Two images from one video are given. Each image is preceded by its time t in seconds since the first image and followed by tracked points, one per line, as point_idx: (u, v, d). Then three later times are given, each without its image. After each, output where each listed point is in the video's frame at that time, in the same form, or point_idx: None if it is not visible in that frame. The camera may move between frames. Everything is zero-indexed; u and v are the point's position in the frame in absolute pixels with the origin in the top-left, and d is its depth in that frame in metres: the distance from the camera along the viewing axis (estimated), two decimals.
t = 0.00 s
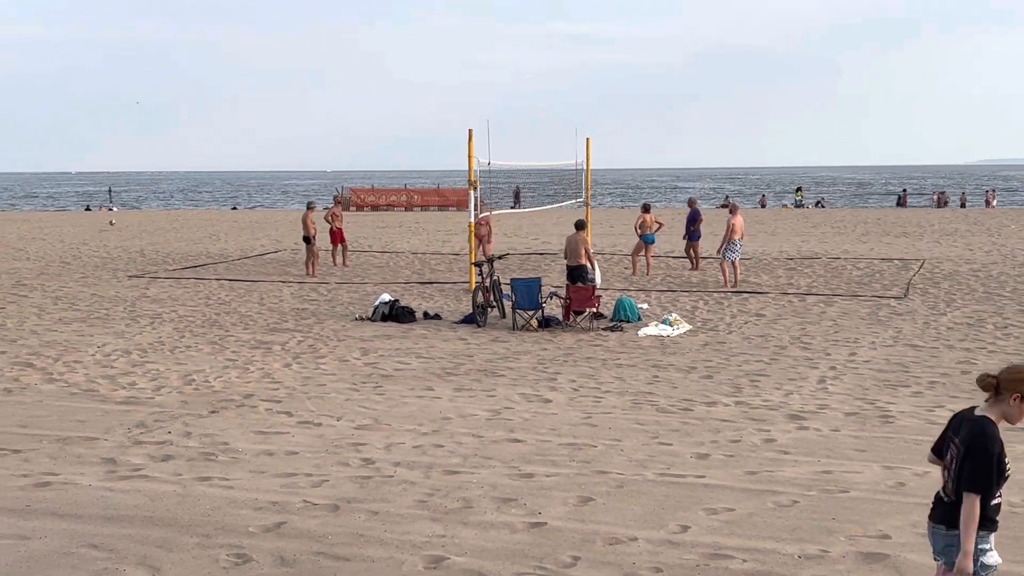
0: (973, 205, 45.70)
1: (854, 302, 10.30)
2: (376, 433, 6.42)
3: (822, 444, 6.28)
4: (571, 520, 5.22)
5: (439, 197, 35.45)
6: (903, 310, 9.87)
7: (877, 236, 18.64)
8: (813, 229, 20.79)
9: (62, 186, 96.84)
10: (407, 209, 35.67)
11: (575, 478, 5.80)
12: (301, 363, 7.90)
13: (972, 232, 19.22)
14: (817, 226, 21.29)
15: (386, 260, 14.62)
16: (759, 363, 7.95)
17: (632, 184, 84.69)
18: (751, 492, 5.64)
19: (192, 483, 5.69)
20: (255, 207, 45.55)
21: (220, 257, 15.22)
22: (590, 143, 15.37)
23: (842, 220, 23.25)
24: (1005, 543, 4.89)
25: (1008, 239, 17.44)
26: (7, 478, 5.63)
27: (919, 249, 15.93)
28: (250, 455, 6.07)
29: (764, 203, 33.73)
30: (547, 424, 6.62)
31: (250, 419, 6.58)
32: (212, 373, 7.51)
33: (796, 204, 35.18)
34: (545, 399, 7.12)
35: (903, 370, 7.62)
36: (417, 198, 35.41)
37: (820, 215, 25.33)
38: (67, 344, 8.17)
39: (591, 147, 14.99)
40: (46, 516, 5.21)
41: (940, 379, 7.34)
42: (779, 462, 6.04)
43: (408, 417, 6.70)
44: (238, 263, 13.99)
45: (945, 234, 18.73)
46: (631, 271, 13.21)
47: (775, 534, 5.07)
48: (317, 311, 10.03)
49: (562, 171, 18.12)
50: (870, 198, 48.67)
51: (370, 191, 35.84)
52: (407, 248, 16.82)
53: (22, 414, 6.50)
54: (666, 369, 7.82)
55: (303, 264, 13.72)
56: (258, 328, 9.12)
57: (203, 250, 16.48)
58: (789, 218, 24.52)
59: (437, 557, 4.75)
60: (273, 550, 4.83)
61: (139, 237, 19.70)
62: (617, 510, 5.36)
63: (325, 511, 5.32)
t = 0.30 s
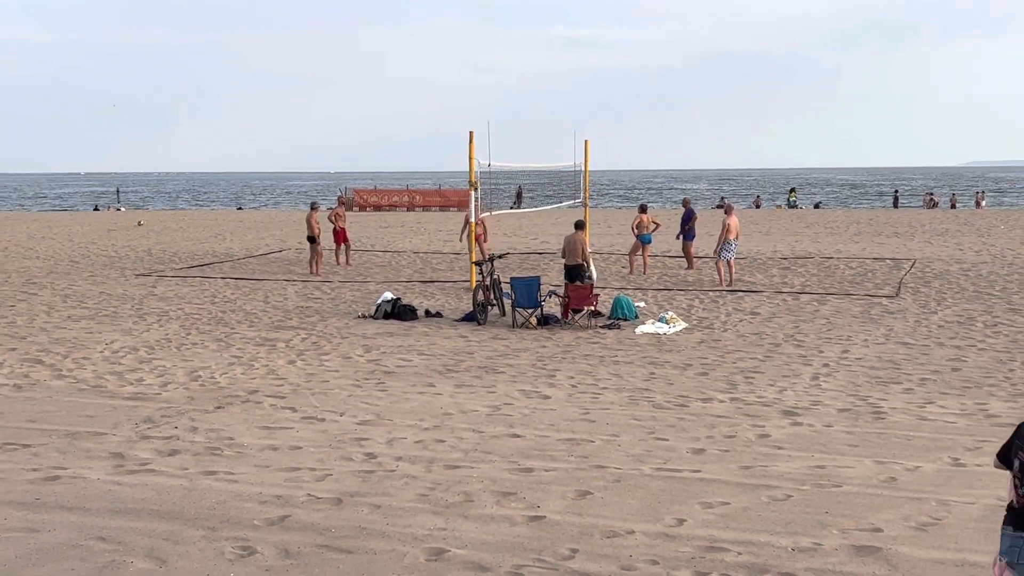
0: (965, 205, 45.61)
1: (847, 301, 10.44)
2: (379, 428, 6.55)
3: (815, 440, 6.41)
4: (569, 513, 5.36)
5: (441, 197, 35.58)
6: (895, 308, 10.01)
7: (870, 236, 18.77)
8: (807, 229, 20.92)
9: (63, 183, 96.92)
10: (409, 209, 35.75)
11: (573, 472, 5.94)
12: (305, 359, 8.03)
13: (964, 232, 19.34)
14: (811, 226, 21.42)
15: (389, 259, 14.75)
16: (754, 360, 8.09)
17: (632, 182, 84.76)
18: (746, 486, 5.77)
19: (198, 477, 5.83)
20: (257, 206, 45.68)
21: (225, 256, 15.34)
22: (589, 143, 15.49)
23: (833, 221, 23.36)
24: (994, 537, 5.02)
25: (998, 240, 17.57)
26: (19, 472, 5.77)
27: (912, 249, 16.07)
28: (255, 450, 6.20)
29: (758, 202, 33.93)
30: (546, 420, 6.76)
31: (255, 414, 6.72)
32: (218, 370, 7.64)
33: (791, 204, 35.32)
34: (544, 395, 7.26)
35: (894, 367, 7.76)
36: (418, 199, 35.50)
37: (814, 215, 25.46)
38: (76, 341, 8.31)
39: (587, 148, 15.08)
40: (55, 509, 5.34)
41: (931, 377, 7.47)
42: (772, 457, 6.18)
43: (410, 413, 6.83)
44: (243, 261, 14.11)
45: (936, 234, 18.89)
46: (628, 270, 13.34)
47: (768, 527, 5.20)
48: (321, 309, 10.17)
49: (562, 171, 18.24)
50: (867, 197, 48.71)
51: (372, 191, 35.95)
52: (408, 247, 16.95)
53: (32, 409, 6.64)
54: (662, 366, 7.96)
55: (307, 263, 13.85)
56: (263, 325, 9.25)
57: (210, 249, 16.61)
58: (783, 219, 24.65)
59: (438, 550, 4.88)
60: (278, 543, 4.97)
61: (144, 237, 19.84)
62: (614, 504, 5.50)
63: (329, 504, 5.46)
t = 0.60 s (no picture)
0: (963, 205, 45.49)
1: (845, 302, 10.49)
2: (380, 428, 6.60)
3: (813, 440, 6.46)
4: (569, 513, 5.41)
5: (442, 198, 35.67)
6: (892, 309, 10.06)
7: (869, 238, 18.80)
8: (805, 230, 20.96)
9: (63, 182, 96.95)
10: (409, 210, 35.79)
11: (573, 471, 5.98)
12: (306, 359, 8.07)
13: (963, 234, 19.37)
14: (808, 228, 21.48)
15: (390, 260, 14.80)
16: (752, 360, 8.13)
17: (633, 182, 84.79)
18: (744, 486, 5.82)
19: (201, 476, 5.87)
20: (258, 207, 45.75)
21: (228, 256, 15.41)
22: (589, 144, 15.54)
23: (831, 222, 23.39)
24: (990, 537, 5.07)
25: (997, 241, 17.60)
26: (22, 471, 5.81)
27: (911, 250, 16.10)
28: (257, 450, 6.25)
29: (757, 202, 33.96)
30: (546, 420, 6.80)
31: (257, 414, 6.76)
32: (220, 369, 7.68)
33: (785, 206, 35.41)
34: (544, 395, 7.30)
35: (891, 368, 7.81)
36: (419, 200, 35.56)
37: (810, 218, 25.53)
38: (79, 341, 8.36)
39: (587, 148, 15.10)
40: (58, 508, 5.39)
41: (928, 377, 7.52)
42: (771, 457, 6.23)
43: (411, 413, 6.88)
44: (245, 262, 14.16)
45: (930, 236, 18.97)
46: (628, 271, 13.38)
47: (766, 526, 5.25)
48: (322, 309, 10.21)
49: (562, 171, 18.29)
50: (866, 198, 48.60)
51: (373, 192, 36.02)
52: (408, 248, 17.00)
53: (35, 409, 6.68)
54: (661, 366, 8.00)
55: (309, 264, 13.90)
56: (265, 325, 9.30)
57: (212, 250, 16.68)
58: (784, 220, 24.67)
59: (439, 549, 4.93)
60: (280, 542, 5.01)
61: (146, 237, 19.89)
62: (613, 503, 5.55)
63: (330, 504, 5.50)
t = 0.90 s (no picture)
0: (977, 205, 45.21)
1: (858, 304, 10.21)
2: (374, 436, 6.34)
3: (826, 448, 6.20)
4: (571, 524, 5.14)
5: (438, 195, 35.41)
6: (908, 312, 9.78)
7: (882, 238, 18.49)
8: (816, 230, 20.64)
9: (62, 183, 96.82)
10: (406, 208, 35.45)
11: (575, 481, 5.72)
12: (298, 364, 7.82)
13: (980, 234, 19.06)
14: (820, 228, 21.17)
15: (385, 261, 14.53)
16: (762, 365, 7.87)
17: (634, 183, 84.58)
18: (754, 496, 5.56)
19: (188, 486, 5.61)
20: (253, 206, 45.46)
21: (218, 257, 15.14)
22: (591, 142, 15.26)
23: (846, 222, 23.07)
24: (1014, 550, 4.81)
25: (1014, 242, 17.29)
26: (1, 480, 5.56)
27: (925, 251, 15.80)
28: (246, 458, 5.99)
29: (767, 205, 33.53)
30: (547, 427, 6.54)
31: (246, 421, 6.50)
32: (208, 375, 7.43)
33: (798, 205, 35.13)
34: (545, 401, 7.04)
35: (907, 374, 7.54)
36: (416, 197, 35.24)
37: (826, 217, 25.21)
38: (61, 345, 8.10)
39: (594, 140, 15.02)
40: (39, 518, 5.13)
41: (945, 383, 7.25)
42: (782, 467, 5.96)
43: (407, 420, 6.62)
44: (234, 263, 13.92)
45: (949, 236, 18.61)
46: (632, 272, 13.12)
47: (777, 539, 4.98)
48: (315, 313, 9.95)
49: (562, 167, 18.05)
50: (873, 198, 48.34)
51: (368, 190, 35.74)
52: (404, 248, 16.73)
53: (15, 415, 6.43)
54: (667, 371, 7.74)
55: (301, 265, 13.63)
56: (255, 329, 9.04)
57: (201, 251, 16.41)
58: (794, 219, 24.35)
59: (435, 562, 4.67)
60: (269, 554, 4.76)
61: (137, 237, 19.64)
62: (618, 514, 5.28)
63: (322, 514, 5.25)
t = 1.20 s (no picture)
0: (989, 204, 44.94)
1: (873, 308, 9.95)
2: (369, 444, 6.08)
3: (840, 458, 5.94)
4: (574, 537, 4.89)
5: (435, 194, 35.17)
6: (925, 316, 9.52)
7: (897, 239, 18.20)
8: (829, 231, 20.36)
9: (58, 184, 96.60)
10: (401, 207, 35.00)
11: (579, 492, 5.47)
12: (290, 370, 7.56)
13: (997, 235, 18.76)
14: (834, 228, 20.88)
15: (380, 262, 14.28)
16: (774, 372, 7.61)
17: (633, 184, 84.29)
18: (766, 507, 5.30)
19: (175, 496, 5.36)
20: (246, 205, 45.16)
21: (207, 258, 14.87)
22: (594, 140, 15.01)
23: (860, 222, 22.77)
24: None
25: None
26: None
27: (941, 252, 15.51)
28: (235, 468, 5.74)
29: (780, 202, 33.13)
30: (550, 436, 6.28)
31: (236, 429, 6.25)
32: (196, 381, 7.18)
33: (815, 204, 34.79)
34: (546, 409, 6.79)
35: (924, 380, 7.27)
36: (412, 197, 34.91)
37: (840, 217, 24.90)
38: (43, 350, 7.85)
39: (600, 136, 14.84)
40: (18, 530, 4.88)
41: (964, 391, 6.99)
42: (794, 477, 5.70)
43: (403, 428, 6.36)
44: (223, 264, 13.66)
45: (969, 237, 18.32)
46: (638, 275, 12.86)
47: (790, 552, 4.73)
48: (307, 316, 9.70)
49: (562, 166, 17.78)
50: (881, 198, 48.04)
51: (363, 188, 35.44)
52: (400, 249, 16.47)
53: None
54: (674, 378, 7.48)
55: (292, 266, 13.38)
56: (245, 333, 8.79)
57: (188, 251, 16.14)
58: (805, 220, 24.05)
59: None
60: (258, 568, 4.51)
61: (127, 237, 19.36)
62: (623, 526, 5.03)
63: (315, 526, 4.99)
